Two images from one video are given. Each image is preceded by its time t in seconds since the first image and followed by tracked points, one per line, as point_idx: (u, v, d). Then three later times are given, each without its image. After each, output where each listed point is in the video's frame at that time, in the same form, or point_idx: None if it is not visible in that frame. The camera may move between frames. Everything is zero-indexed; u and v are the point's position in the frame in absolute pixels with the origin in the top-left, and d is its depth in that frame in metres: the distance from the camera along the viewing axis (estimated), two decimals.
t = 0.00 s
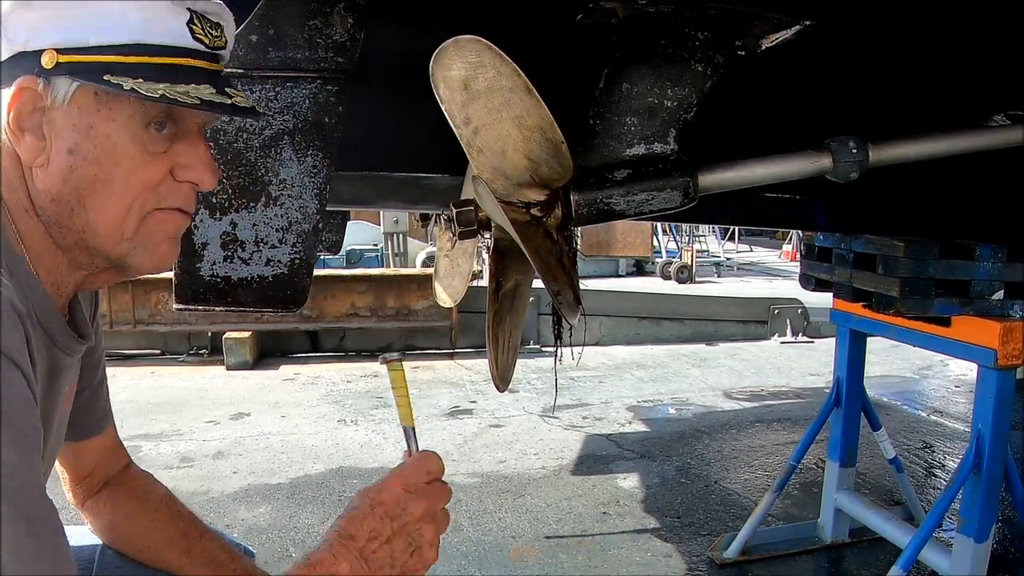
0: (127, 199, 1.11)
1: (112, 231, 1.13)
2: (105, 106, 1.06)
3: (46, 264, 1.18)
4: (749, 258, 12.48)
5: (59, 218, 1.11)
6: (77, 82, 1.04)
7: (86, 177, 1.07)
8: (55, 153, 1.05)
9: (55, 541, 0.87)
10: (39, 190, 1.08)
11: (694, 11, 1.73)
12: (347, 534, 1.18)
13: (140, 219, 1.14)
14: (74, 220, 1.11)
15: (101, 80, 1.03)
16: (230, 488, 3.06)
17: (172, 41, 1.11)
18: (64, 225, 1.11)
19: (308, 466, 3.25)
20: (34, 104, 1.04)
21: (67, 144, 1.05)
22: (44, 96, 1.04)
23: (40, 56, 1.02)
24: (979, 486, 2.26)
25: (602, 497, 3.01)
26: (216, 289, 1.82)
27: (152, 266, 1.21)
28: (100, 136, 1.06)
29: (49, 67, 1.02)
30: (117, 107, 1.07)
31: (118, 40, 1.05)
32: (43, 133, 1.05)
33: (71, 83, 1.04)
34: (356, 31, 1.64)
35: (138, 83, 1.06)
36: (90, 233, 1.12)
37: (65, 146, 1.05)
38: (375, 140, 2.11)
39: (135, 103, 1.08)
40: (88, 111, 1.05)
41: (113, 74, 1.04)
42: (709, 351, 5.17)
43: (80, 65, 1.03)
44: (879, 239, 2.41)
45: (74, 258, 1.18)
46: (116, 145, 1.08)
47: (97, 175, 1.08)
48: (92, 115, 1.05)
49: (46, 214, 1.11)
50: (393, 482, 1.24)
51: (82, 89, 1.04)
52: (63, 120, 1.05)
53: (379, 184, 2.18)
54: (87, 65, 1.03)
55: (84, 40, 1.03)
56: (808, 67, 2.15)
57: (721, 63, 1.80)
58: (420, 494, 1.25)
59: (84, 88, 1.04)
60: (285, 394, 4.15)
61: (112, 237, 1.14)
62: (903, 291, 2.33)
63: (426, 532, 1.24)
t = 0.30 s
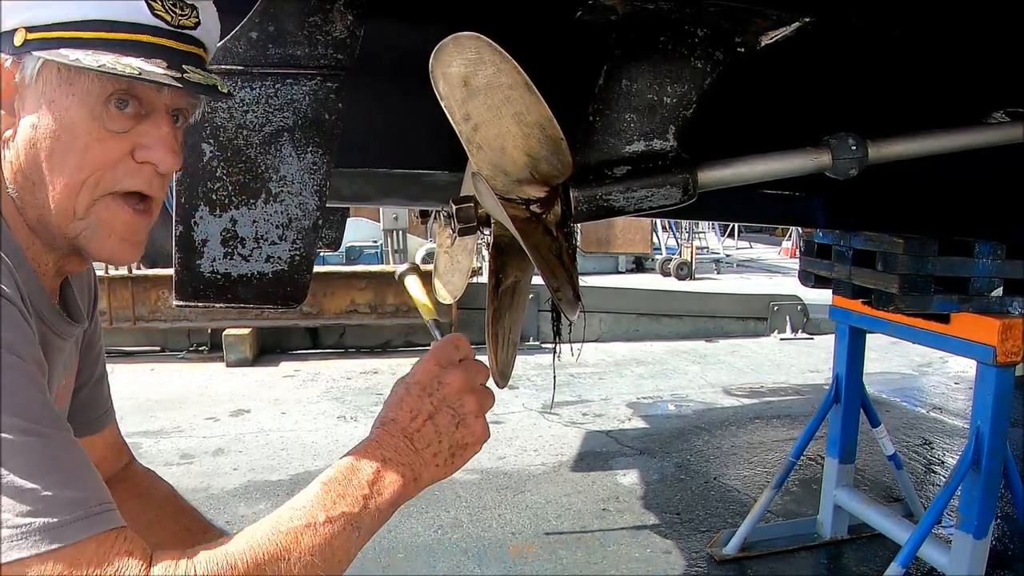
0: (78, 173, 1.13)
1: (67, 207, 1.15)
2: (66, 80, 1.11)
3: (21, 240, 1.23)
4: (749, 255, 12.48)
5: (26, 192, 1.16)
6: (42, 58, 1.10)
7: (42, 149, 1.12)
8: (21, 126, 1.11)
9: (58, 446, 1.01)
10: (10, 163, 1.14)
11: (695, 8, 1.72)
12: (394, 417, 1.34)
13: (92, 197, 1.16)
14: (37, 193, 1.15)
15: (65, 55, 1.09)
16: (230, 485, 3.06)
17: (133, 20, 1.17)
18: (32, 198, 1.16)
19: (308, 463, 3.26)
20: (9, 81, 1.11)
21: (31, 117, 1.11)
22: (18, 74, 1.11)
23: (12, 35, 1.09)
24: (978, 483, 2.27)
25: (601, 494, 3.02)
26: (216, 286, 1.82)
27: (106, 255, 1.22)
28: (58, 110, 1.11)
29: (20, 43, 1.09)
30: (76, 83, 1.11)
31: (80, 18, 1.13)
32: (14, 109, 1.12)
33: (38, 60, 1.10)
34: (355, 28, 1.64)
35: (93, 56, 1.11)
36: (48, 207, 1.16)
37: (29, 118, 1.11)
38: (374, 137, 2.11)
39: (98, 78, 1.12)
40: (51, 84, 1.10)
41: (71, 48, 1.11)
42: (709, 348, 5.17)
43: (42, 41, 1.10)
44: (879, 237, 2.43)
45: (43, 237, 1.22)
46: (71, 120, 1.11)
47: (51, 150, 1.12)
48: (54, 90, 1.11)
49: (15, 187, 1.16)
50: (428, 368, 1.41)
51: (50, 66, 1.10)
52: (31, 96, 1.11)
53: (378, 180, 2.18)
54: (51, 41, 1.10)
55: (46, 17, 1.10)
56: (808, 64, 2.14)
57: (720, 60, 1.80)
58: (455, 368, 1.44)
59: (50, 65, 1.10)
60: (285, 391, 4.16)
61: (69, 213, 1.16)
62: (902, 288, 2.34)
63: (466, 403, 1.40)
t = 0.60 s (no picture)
0: (140, 171, 1.19)
1: (126, 203, 1.21)
2: (120, 90, 1.13)
3: (49, 234, 1.23)
4: (749, 253, 12.49)
5: (73, 193, 1.17)
6: (91, 66, 1.10)
7: (101, 153, 1.14)
8: (74, 133, 1.11)
9: (70, 430, 1.01)
10: (57, 169, 1.14)
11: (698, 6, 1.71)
12: (411, 433, 1.35)
13: (153, 190, 1.23)
14: (91, 193, 1.17)
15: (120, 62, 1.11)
16: (231, 483, 3.06)
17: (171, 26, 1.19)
18: (81, 200, 1.18)
19: (309, 461, 3.26)
20: (48, 88, 1.09)
21: (86, 124, 1.11)
22: (57, 79, 1.10)
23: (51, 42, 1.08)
24: (979, 481, 2.27)
25: (603, 492, 3.02)
26: (218, 284, 1.83)
27: (158, 231, 1.31)
28: (115, 116, 1.13)
29: (63, 50, 1.08)
30: (128, 88, 1.14)
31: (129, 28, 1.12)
32: (56, 116, 1.11)
33: (84, 68, 1.10)
34: (358, 25, 1.61)
35: (151, 62, 1.15)
36: (109, 207, 1.20)
37: (84, 125, 1.11)
38: (376, 134, 2.11)
39: (149, 83, 1.16)
40: (104, 94, 1.12)
41: (134, 56, 1.13)
42: (709, 346, 5.18)
43: (90, 48, 1.09)
44: (880, 234, 2.44)
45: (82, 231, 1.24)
46: (128, 123, 1.15)
47: (112, 153, 1.15)
48: (105, 96, 1.12)
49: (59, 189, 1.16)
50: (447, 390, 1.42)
51: (97, 72, 1.11)
52: (79, 102, 1.11)
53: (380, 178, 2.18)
54: (96, 48, 1.09)
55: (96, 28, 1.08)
56: (812, 62, 2.13)
57: (724, 57, 1.80)
58: (473, 390, 1.43)
59: (97, 71, 1.11)
60: (286, 388, 4.16)
61: (127, 206, 1.21)
62: (903, 285, 2.35)
63: (484, 420, 1.39)
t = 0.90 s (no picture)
0: (163, 175, 1.20)
1: (148, 204, 1.20)
2: (145, 95, 1.14)
3: (65, 243, 1.20)
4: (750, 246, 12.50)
5: (96, 198, 1.16)
6: (118, 74, 1.11)
7: (126, 158, 1.14)
8: (100, 138, 1.11)
9: (110, 391, 0.97)
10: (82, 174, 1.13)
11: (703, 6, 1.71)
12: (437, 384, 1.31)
13: (174, 191, 1.24)
14: (114, 196, 1.17)
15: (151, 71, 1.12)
16: (234, 478, 3.07)
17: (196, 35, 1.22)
18: (105, 204, 1.17)
19: (311, 456, 3.27)
20: (74, 94, 1.09)
21: (113, 129, 1.11)
22: (83, 85, 1.09)
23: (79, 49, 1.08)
24: (980, 478, 2.28)
25: (605, 487, 3.03)
26: (225, 283, 1.87)
27: (174, 228, 1.31)
28: (139, 121, 1.14)
29: (91, 57, 1.09)
30: (151, 95, 1.14)
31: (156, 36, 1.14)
32: (83, 122, 1.10)
33: (110, 74, 1.10)
34: (365, 24, 1.59)
35: (177, 71, 1.17)
36: (133, 209, 1.20)
37: (110, 131, 1.11)
38: (382, 132, 2.11)
39: (171, 90, 1.17)
40: (130, 100, 1.12)
41: (162, 65, 1.14)
42: (710, 341, 5.19)
43: (118, 57, 1.09)
44: (883, 232, 2.44)
45: (100, 238, 1.22)
46: (152, 128, 1.15)
47: (137, 158, 1.15)
48: (131, 102, 1.13)
49: (82, 195, 1.15)
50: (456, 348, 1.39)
51: (122, 79, 1.11)
52: (105, 107, 1.11)
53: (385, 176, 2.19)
54: (126, 57, 1.10)
55: (124, 35, 1.10)
56: (819, 60, 2.12)
57: (729, 57, 1.80)
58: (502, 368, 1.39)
59: (123, 77, 1.11)
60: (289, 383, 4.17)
61: (148, 206, 1.21)
62: (906, 283, 2.35)
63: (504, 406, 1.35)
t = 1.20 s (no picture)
0: (184, 180, 1.19)
1: (170, 209, 1.20)
2: (169, 100, 1.13)
3: (86, 249, 1.19)
4: (750, 247, 12.51)
5: (119, 202, 1.15)
6: (143, 80, 1.10)
7: (150, 164, 1.14)
8: (125, 144, 1.10)
9: (152, 374, 0.98)
10: (106, 179, 1.12)
11: (708, 9, 1.73)
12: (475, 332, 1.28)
13: (195, 196, 1.23)
14: (136, 202, 1.16)
15: (173, 77, 1.13)
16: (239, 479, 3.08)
17: (216, 41, 1.21)
18: (127, 209, 1.17)
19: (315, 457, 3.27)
20: (99, 99, 1.07)
21: (138, 134, 1.11)
22: (109, 91, 1.08)
23: (107, 55, 1.06)
24: (983, 479, 2.29)
25: (608, 488, 3.04)
26: (233, 286, 1.88)
27: (193, 233, 1.31)
28: (162, 126, 1.13)
29: (116, 63, 1.07)
30: (175, 100, 1.14)
31: (180, 44, 1.13)
32: (107, 127, 1.09)
33: (135, 81, 1.10)
34: (372, 28, 1.60)
35: (200, 76, 1.16)
36: (154, 214, 1.19)
37: (134, 136, 1.10)
38: (389, 135, 2.12)
39: (194, 95, 1.16)
40: (154, 106, 1.12)
41: (186, 71, 1.14)
42: (712, 341, 5.20)
43: (146, 63, 1.09)
44: (886, 233, 2.46)
45: (120, 244, 1.21)
46: (175, 133, 1.15)
47: (160, 163, 1.15)
48: (155, 108, 1.12)
49: (105, 199, 1.14)
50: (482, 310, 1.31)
51: (147, 85, 1.11)
52: (130, 113, 1.10)
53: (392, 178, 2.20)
54: (152, 62, 1.09)
55: (149, 43, 1.09)
56: (818, 63, 2.15)
57: (733, 60, 1.81)
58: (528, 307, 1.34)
59: (148, 83, 1.11)
60: (292, 384, 4.17)
61: (170, 211, 1.21)
62: (909, 285, 2.36)
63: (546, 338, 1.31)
